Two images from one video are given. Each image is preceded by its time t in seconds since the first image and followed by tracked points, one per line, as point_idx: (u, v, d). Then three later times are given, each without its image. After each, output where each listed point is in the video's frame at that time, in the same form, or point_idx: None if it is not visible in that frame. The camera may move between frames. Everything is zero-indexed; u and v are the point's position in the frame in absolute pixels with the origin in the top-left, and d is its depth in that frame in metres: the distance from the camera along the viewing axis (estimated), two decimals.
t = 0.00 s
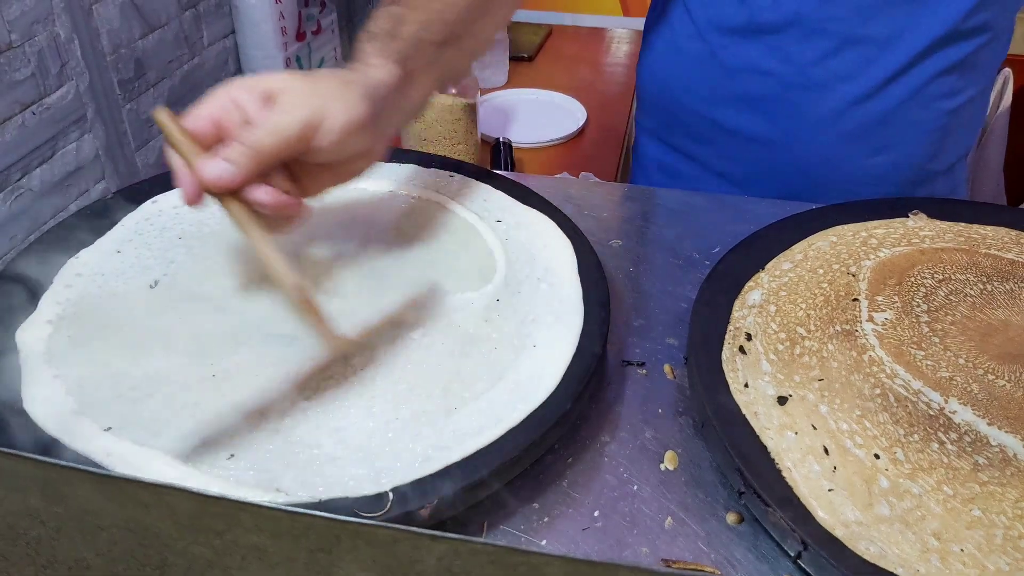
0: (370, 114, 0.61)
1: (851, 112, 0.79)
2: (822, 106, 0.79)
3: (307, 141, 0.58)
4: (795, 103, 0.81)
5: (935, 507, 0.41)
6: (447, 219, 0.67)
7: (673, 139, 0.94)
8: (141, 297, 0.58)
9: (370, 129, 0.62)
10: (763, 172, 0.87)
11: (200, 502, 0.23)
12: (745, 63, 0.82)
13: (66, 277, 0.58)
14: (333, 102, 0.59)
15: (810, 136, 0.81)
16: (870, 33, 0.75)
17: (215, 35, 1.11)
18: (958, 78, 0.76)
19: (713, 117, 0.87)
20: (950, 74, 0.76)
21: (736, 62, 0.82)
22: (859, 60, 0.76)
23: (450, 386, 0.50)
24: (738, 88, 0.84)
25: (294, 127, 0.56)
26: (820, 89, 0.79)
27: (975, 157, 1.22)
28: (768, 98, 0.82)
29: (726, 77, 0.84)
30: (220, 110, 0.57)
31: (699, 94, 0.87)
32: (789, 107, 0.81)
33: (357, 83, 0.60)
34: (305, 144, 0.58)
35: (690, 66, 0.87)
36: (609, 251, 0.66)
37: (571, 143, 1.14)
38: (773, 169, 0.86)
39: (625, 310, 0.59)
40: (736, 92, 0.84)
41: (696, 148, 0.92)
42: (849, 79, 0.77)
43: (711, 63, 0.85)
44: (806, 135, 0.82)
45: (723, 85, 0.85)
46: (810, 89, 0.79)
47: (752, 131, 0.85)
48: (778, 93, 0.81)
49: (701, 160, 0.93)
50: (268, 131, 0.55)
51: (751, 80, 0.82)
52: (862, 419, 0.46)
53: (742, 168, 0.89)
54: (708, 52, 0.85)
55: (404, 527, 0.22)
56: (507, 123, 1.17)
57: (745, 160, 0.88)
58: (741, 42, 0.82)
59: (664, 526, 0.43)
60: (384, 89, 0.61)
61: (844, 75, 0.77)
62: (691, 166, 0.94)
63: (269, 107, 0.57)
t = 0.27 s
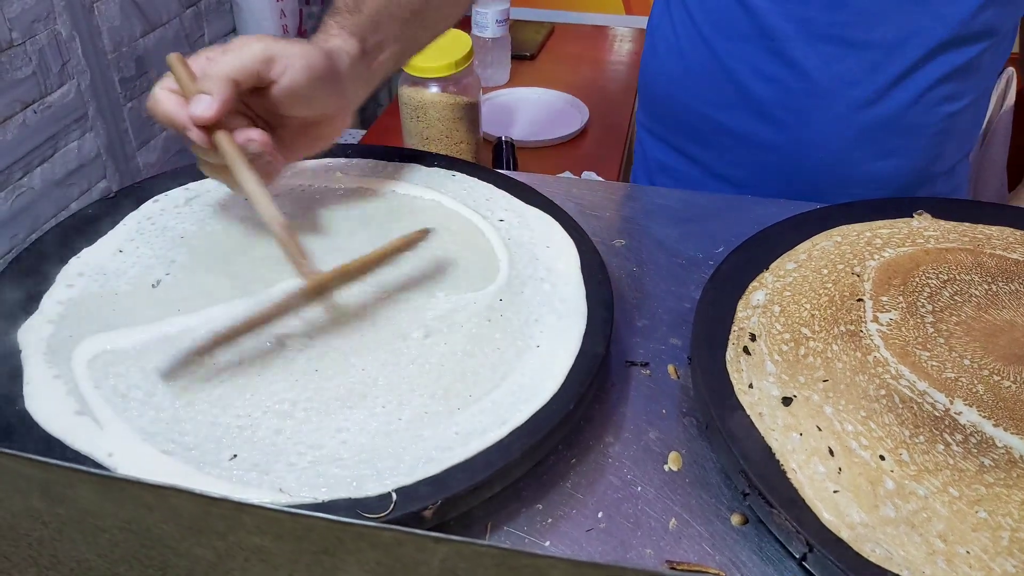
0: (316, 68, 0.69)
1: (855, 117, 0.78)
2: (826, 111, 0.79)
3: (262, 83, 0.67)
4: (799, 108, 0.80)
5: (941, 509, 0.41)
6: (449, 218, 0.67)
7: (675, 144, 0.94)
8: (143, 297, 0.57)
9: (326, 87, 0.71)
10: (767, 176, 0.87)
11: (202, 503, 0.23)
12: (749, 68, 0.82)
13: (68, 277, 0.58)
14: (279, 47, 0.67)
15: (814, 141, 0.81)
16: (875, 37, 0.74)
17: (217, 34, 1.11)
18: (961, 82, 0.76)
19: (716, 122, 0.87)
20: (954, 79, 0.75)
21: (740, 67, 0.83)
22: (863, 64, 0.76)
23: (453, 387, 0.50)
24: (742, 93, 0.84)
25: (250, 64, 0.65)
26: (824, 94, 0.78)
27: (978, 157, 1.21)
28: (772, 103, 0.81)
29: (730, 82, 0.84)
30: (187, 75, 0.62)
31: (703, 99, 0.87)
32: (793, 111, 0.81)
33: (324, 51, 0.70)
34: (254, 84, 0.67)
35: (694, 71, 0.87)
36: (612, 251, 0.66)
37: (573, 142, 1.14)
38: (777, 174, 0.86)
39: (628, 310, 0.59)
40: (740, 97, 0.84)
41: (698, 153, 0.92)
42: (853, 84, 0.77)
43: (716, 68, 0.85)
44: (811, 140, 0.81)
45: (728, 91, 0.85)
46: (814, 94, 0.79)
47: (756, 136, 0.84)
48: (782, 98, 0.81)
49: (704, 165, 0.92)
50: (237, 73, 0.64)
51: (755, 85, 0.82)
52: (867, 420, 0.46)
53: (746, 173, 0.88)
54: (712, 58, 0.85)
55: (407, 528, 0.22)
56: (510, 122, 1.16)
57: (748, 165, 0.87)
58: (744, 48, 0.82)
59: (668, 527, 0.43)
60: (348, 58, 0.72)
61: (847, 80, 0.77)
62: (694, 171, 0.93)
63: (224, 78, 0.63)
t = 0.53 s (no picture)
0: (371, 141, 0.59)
1: (863, 117, 0.78)
2: (834, 111, 0.79)
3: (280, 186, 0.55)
4: (806, 109, 0.80)
5: (950, 511, 0.41)
6: (455, 218, 0.67)
7: (677, 144, 0.93)
8: (148, 296, 0.57)
9: (383, 141, 0.60)
10: (773, 176, 0.86)
11: (209, 503, 0.23)
12: (753, 70, 0.80)
13: (74, 276, 0.58)
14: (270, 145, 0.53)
15: (822, 141, 0.81)
16: (883, 37, 0.74)
17: (222, 33, 1.11)
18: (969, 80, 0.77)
19: (719, 122, 0.86)
20: (962, 76, 0.76)
21: (743, 69, 0.81)
22: (871, 64, 0.76)
23: (459, 387, 0.50)
24: (747, 95, 0.82)
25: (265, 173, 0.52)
26: (831, 94, 0.78)
27: (985, 158, 1.21)
28: (780, 104, 0.81)
29: (734, 85, 0.83)
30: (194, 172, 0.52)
31: (704, 100, 0.85)
32: (800, 112, 0.80)
33: (344, 124, 0.57)
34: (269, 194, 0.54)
35: (694, 73, 0.85)
36: (618, 251, 0.66)
37: (578, 141, 1.13)
38: (783, 173, 0.85)
39: (634, 310, 0.59)
40: (745, 100, 0.83)
41: (701, 153, 0.90)
42: (860, 84, 0.77)
43: (717, 71, 0.83)
44: (818, 141, 0.81)
45: (730, 93, 0.83)
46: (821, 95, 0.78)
47: (762, 137, 0.84)
48: (788, 99, 0.80)
49: (707, 165, 0.91)
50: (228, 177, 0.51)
51: (760, 87, 0.81)
52: (875, 421, 0.46)
53: (750, 173, 0.88)
54: (713, 60, 0.83)
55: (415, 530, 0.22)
56: (515, 122, 1.16)
57: (753, 165, 0.87)
58: (747, 50, 0.80)
59: (674, 528, 0.43)
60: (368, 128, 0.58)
61: (855, 80, 0.77)
62: (697, 172, 0.92)
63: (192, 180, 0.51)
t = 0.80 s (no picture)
0: (257, 19, 0.67)
1: (863, 118, 0.78)
2: (834, 112, 0.79)
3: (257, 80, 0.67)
4: (806, 109, 0.80)
5: (952, 514, 0.41)
6: (457, 219, 0.67)
7: (683, 142, 0.94)
8: (150, 298, 0.57)
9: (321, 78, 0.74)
10: (775, 177, 0.86)
11: (210, 507, 0.23)
12: (755, 68, 0.82)
13: (75, 278, 0.58)
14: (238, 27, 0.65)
15: (822, 142, 0.80)
16: (882, 37, 0.74)
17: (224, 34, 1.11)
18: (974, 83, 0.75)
19: (723, 121, 0.87)
20: (967, 79, 0.74)
21: (746, 67, 0.83)
22: (871, 65, 0.76)
23: (460, 389, 0.50)
24: (749, 93, 0.84)
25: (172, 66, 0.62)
26: (831, 95, 0.78)
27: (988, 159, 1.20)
28: (779, 103, 0.81)
29: (737, 82, 0.84)
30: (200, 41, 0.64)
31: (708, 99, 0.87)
32: (799, 111, 0.81)
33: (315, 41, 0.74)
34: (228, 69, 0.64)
35: (700, 71, 0.87)
36: (620, 252, 0.66)
37: (580, 142, 1.13)
38: (785, 175, 0.85)
39: (635, 312, 0.59)
40: (747, 97, 0.84)
41: (706, 152, 0.91)
42: (860, 84, 0.77)
43: (722, 69, 0.85)
44: (818, 140, 0.81)
45: (733, 91, 0.85)
46: (820, 93, 0.79)
47: (764, 136, 0.84)
48: (788, 99, 0.81)
49: (712, 165, 0.92)
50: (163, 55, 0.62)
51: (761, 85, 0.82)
52: (877, 424, 0.45)
53: (754, 173, 0.88)
54: (718, 57, 0.85)
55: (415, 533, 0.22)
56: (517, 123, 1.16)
57: (756, 165, 0.87)
58: (749, 48, 0.82)
59: (676, 530, 0.43)
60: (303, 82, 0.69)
61: (855, 80, 0.77)
62: (702, 171, 0.93)
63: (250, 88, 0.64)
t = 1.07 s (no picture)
0: None
1: (858, 113, 0.78)
2: (829, 106, 0.79)
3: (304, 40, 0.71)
4: (801, 103, 0.81)
5: (949, 514, 0.41)
6: (457, 218, 0.67)
7: (682, 139, 0.94)
8: (150, 298, 0.58)
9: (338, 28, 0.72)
10: (773, 175, 0.86)
11: (208, 507, 0.23)
12: (751, 62, 0.83)
13: (75, 278, 0.58)
14: None
15: (819, 137, 0.81)
16: (876, 31, 0.75)
17: (225, 34, 1.11)
18: (971, 79, 0.74)
19: (720, 117, 0.88)
20: (964, 75, 0.73)
21: (742, 61, 0.84)
22: (865, 59, 0.76)
23: (459, 389, 0.50)
24: (745, 87, 0.85)
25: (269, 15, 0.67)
26: (826, 89, 0.79)
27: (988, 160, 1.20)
28: (774, 97, 0.82)
29: (734, 78, 0.85)
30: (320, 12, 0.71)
31: (706, 95, 0.88)
32: (794, 105, 0.81)
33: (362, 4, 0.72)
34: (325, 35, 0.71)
35: (698, 67, 0.88)
36: (619, 253, 0.66)
37: (580, 143, 1.13)
38: (783, 171, 0.85)
39: (634, 312, 0.59)
40: (743, 91, 0.85)
41: (706, 150, 0.92)
42: (855, 79, 0.77)
43: (720, 64, 0.86)
44: (813, 135, 0.81)
45: (731, 85, 0.86)
46: (814, 87, 0.79)
47: (761, 131, 0.85)
48: (784, 93, 0.82)
49: (712, 162, 0.92)
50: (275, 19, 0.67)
51: (757, 80, 0.83)
52: (875, 424, 0.46)
53: (752, 171, 0.88)
54: (715, 53, 0.86)
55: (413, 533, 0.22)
56: (517, 123, 1.16)
57: (754, 162, 0.87)
58: (745, 42, 0.84)
59: (674, 531, 0.43)
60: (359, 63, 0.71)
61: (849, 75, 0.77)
62: (701, 169, 0.93)
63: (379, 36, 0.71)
